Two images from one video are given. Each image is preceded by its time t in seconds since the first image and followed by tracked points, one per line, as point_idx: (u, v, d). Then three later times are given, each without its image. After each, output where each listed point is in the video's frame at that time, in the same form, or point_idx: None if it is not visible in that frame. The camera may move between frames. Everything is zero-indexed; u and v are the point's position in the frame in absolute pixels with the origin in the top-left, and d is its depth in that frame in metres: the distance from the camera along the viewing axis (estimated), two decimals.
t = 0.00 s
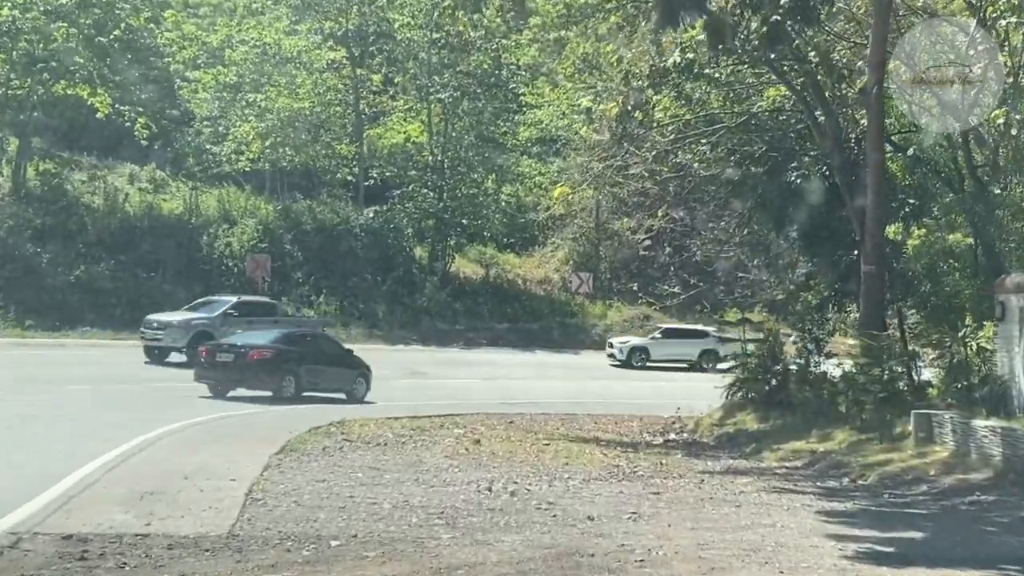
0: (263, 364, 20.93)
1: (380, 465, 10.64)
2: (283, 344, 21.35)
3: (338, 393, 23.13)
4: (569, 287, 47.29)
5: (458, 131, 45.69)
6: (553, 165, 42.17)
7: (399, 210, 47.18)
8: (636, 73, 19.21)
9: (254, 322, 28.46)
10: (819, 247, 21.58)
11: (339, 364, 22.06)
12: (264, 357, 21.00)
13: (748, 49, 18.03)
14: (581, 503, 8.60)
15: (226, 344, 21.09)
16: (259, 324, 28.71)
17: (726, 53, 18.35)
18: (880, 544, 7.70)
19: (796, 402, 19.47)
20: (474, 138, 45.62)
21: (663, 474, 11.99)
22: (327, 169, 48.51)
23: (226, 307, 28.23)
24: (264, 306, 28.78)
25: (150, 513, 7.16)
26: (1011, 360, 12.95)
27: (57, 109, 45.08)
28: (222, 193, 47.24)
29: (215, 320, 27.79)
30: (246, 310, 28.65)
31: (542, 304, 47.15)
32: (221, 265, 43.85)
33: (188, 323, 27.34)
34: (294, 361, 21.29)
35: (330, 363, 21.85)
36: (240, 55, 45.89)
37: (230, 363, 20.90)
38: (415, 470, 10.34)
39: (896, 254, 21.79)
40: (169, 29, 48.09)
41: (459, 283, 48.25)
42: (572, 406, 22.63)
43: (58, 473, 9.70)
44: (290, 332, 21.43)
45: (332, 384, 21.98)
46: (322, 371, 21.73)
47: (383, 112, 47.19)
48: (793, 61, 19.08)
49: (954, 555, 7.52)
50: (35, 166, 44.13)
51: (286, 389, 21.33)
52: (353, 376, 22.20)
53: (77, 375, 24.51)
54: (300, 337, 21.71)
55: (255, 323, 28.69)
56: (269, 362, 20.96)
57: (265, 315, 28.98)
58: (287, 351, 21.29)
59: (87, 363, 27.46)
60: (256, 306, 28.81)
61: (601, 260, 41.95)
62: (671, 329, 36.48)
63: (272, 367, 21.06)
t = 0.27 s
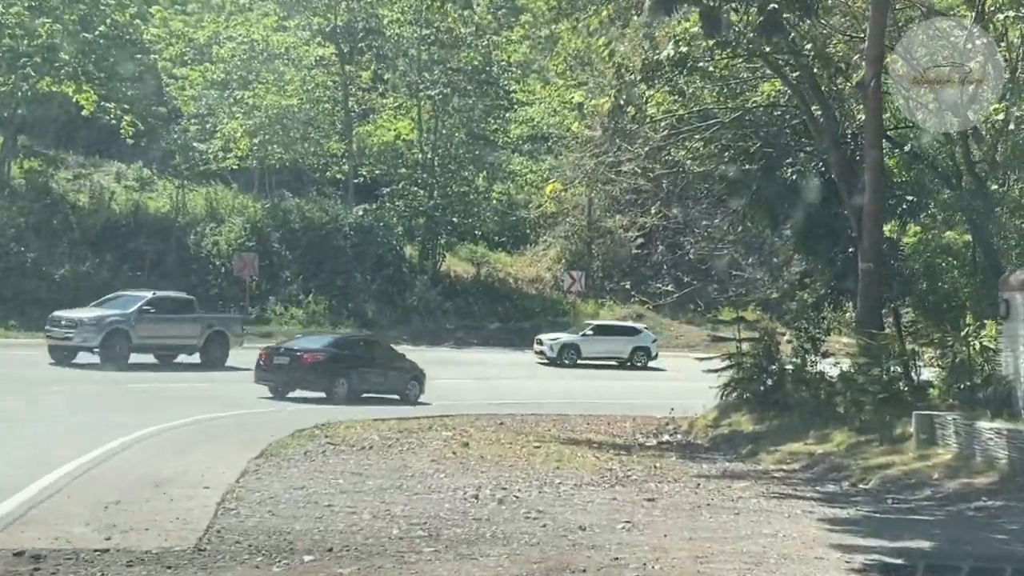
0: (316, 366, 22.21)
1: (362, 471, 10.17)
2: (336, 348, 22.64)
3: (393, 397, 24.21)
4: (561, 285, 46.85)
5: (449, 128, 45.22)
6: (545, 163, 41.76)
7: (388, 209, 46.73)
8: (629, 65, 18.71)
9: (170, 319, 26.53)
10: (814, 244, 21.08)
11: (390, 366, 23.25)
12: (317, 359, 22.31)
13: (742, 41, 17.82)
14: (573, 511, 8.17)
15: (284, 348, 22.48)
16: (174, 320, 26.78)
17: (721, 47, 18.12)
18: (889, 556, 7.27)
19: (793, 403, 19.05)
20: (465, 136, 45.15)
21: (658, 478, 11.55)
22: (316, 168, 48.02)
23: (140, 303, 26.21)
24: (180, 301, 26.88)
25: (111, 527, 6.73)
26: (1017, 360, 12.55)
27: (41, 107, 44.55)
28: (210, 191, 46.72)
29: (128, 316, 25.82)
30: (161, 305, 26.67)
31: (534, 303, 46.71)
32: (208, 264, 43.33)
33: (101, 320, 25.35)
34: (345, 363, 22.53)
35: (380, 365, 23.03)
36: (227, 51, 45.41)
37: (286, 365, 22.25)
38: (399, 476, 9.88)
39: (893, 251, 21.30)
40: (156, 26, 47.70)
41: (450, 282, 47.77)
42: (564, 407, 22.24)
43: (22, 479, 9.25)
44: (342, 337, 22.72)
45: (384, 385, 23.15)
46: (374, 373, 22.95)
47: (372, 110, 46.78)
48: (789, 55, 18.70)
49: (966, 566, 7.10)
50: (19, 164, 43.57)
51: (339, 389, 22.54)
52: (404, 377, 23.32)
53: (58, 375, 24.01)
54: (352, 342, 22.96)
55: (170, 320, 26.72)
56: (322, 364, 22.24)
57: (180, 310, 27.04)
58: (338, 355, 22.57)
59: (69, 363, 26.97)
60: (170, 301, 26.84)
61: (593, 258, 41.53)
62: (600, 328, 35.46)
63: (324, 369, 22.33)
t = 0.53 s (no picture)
0: (368, 372, 21.58)
1: (345, 476, 9.77)
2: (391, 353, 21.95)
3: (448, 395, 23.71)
4: (552, 284, 46.46)
5: (439, 126, 44.83)
6: (536, 160, 41.40)
7: (377, 207, 46.34)
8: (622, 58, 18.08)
9: (81, 314, 24.86)
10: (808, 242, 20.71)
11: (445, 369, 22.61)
12: (370, 364, 21.65)
13: (736, 34, 17.56)
14: (564, 518, 7.79)
15: (339, 351, 21.84)
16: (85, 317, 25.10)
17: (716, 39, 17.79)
18: (899, 564, 6.90)
19: (789, 402, 18.67)
20: (455, 133, 44.74)
21: (652, 481, 11.17)
22: (305, 166, 47.59)
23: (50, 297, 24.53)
24: (91, 295, 25.27)
25: (73, 538, 6.35)
26: (1019, 358, 12.26)
27: (25, 103, 44.01)
28: (196, 189, 46.22)
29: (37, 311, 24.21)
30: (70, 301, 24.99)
31: (525, 302, 46.32)
32: (195, 263, 42.84)
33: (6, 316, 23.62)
34: (398, 369, 21.88)
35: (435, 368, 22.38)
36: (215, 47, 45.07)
37: (340, 369, 21.65)
38: (383, 481, 9.48)
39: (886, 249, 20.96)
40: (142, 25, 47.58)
41: (440, 281, 47.33)
42: (555, 407, 21.85)
43: None
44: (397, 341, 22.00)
45: (439, 387, 22.56)
46: (429, 377, 22.32)
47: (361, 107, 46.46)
48: (784, 48, 18.38)
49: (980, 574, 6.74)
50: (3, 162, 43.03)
51: (391, 394, 21.97)
52: (458, 380, 22.68)
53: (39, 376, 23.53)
54: (407, 345, 22.24)
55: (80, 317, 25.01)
56: (375, 370, 21.62)
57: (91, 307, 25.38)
58: (391, 359, 21.90)
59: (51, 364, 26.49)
60: (79, 296, 25.18)
61: (584, 257, 41.16)
62: (529, 324, 34.71)
63: (381, 373, 21.72)
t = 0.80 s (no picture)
0: (422, 372, 21.94)
1: (323, 481, 9.35)
2: (444, 354, 22.31)
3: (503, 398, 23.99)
4: (541, 284, 46.09)
5: (425, 124, 44.39)
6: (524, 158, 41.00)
7: (364, 206, 45.89)
8: (611, 52, 17.75)
9: None
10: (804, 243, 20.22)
11: (499, 370, 22.89)
12: (424, 365, 22.02)
13: (728, 28, 17.14)
14: (552, 526, 7.40)
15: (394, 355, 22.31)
16: None
17: (706, 34, 17.42)
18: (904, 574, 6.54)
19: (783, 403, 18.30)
20: (442, 131, 44.27)
21: (644, 485, 10.77)
22: (291, 164, 47.10)
23: None
24: None
25: (27, 553, 5.94)
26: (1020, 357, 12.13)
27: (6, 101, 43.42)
28: (181, 188, 45.67)
29: None
30: None
31: (513, 301, 45.91)
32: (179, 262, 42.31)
33: None
34: (451, 369, 22.21)
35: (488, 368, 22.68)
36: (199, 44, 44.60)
37: (396, 371, 22.08)
38: (363, 486, 9.07)
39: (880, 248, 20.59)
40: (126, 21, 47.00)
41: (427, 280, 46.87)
42: (545, 407, 21.46)
43: None
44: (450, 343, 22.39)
45: (494, 388, 22.86)
46: (482, 378, 22.62)
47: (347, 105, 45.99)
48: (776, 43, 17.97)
49: None
50: None
51: (445, 394, 22.28)
52: (511, 380, 22.95)
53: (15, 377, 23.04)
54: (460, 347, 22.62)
55: None
56: (427, 371, 21.94)
57: None
58: (445, 360, 22.25)
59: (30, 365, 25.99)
60: None
61: (573, 255, 40.77)
62: (453, 321, 31.64)
63: (433, 374, 22.05)
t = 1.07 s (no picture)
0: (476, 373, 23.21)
1: (299, 486, 8.99)
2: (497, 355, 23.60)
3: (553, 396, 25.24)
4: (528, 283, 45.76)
5: (411, 122, 43.97)
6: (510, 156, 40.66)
7: (349, 204, 45.47)
8: (597, 48, 17.30)
9: None
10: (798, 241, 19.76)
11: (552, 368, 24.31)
12: (479, 366, 23.32)
13: (716, 22, 16.78)
14: (537, 534, 7.06)
15: (450, 356, 23.65)
16: None
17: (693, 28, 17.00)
18: None
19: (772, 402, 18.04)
20: (428, 129, 43.81)
21: (632, 488, 10.47)
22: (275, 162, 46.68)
23: None
24: None
25: None
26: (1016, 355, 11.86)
27: None
28: (164, 186, 45.16)
29: None
30: None
31: (499, 300, 45.59)
32: (161, 261, 41.82)
33: None
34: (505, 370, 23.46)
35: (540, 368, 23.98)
36: (183, 41, 44.08)
37: (451, 373, 23.36)
38: (341, 491, 8.72)
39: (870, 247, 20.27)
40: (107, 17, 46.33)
41: (413, 279, 46.49)
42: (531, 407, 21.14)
43: None
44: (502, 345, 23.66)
45: (546, 386, 24.18)
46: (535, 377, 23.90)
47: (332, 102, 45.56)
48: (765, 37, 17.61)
49: None
50: None
51: (500, 393, 23.58)
52: (563, 379, 24.21)
53: None
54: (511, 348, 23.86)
55: None
56: (482, 371, 23.16)
57: None
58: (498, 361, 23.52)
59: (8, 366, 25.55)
60: None
61: (559, 254, 40.46)
62: (371, 320, 31.40)
63: (485, 374, 23.30)
